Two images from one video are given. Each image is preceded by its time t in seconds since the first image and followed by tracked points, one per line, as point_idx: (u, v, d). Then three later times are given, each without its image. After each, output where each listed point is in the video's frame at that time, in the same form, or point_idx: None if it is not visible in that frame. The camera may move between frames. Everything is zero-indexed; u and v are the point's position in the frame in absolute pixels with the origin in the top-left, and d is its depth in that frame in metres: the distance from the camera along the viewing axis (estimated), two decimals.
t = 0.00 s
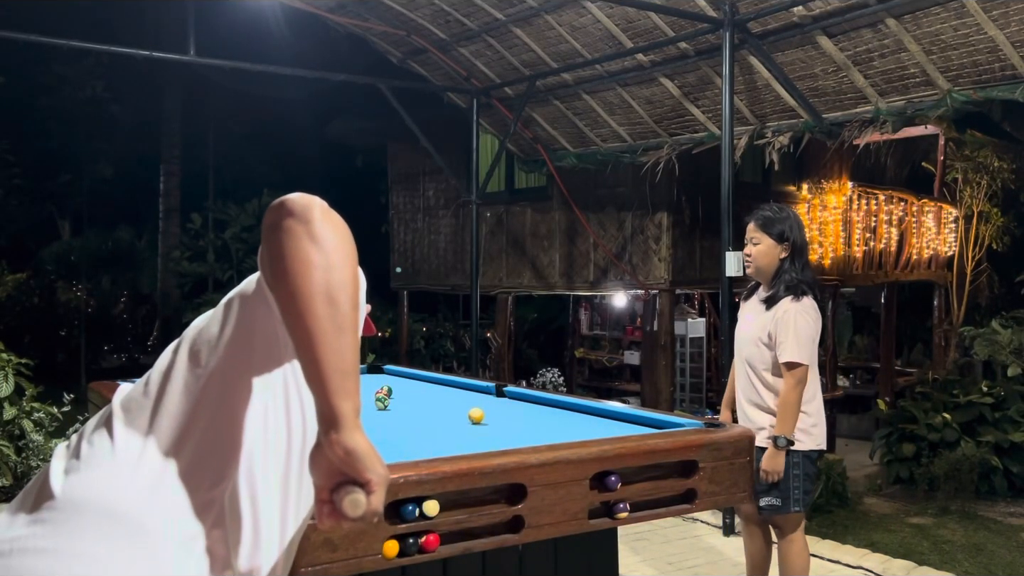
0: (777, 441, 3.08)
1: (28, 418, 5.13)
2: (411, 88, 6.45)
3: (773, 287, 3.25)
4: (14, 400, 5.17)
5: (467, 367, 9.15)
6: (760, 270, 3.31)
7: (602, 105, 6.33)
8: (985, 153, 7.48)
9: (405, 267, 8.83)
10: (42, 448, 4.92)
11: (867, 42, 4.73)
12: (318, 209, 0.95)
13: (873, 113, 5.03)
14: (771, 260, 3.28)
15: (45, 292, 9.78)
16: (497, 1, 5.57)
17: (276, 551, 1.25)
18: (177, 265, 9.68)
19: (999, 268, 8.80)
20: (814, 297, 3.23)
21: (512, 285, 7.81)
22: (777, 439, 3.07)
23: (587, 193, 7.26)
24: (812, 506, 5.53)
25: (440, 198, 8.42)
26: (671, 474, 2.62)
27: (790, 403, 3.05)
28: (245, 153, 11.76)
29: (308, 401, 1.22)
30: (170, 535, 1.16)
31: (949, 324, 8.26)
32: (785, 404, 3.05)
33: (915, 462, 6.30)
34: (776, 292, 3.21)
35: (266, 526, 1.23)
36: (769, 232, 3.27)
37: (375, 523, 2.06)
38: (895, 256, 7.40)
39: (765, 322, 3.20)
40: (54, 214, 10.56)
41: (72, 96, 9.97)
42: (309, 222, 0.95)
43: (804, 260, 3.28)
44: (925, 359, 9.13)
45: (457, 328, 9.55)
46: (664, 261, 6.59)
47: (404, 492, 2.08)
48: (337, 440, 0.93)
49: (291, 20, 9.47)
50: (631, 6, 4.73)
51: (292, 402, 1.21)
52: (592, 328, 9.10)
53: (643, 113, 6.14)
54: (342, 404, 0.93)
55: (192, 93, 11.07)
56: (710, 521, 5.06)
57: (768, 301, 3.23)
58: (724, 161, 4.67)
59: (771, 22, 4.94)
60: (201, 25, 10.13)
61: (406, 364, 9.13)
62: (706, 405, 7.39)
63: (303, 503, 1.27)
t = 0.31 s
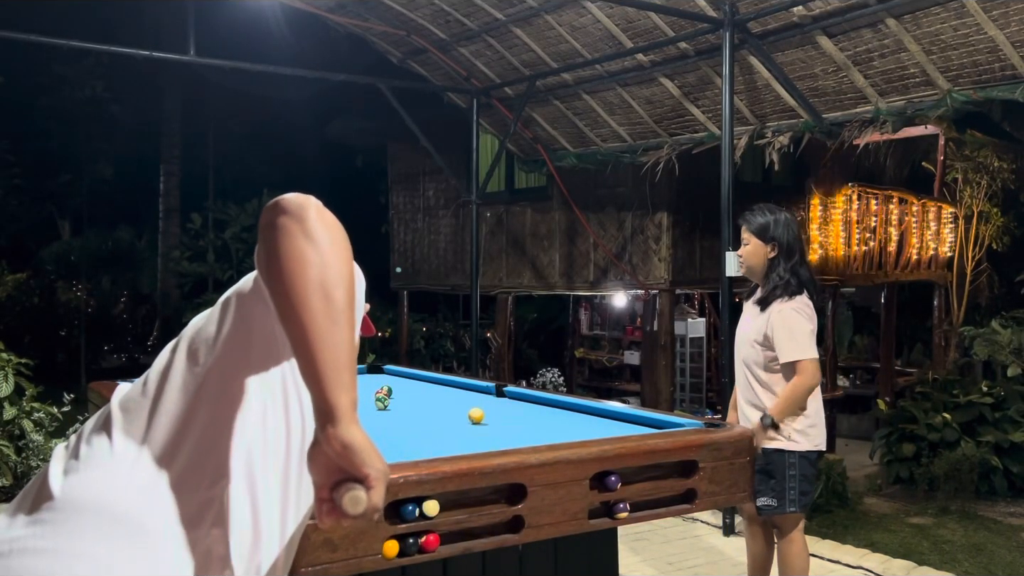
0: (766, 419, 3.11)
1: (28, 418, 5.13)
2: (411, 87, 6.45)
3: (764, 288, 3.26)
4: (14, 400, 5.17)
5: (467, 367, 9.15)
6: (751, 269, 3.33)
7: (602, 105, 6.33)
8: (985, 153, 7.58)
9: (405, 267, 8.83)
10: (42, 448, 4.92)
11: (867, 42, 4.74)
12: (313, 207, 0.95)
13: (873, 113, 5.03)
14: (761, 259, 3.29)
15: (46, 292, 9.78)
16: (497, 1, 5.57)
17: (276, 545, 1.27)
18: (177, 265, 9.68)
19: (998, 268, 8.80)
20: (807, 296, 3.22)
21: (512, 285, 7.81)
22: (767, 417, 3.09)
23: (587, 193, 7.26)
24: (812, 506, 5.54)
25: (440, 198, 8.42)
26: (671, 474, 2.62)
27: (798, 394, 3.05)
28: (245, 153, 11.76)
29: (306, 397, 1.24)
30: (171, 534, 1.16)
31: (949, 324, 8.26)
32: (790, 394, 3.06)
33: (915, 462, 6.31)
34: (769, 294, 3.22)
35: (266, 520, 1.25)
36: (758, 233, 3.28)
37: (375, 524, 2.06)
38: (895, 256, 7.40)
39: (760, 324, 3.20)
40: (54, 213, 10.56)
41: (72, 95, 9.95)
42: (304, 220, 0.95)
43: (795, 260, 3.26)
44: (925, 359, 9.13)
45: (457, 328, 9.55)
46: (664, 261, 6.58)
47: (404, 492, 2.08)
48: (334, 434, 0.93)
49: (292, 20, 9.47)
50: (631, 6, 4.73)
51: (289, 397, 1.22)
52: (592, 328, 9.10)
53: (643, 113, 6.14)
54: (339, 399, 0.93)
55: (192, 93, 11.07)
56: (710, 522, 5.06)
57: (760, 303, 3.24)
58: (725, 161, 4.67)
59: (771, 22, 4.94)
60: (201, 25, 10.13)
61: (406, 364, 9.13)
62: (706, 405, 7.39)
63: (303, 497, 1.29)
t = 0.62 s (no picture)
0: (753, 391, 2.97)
1: (28, 418, 5.13)
2: (411, 87, 6.45)
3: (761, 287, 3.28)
4: (14, 400, 5.17)
5: (468, 367, 9.15)
6: (749, 268, 3.35)
7: (602, 105, 6.33)
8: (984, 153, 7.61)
9: (405, 267, 8.83)
10: (42, 448, 4.92)
11: (867, 42, 4.74)
12: (310, 189, 1.04)
13: (873, 113, 5.03)
14: (758, 258, 3.31)
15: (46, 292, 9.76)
16: (497, 1, 5.57)
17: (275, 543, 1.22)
18: (177, 265, 9.67)
19: (998, 268, 8.79)
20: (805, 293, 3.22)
21: (512, 285, 7.81)
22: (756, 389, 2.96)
23: (587, 192, 7.27)
24: (812, 506, 5.54)
25: (440, 198, 8.42)
26: (671, 474, 2.62)
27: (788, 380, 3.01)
28: (245, 153, 11.76)
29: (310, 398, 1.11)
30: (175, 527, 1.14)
31: (949, 323, 8.25)
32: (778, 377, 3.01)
33: (915, 462, 6.30)
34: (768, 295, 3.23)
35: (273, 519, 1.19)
36: (755, 231, 3.28)
37: (375, 524, 2.05)
38: (895, 256, 7.40)
39: (761, 324, 3.23)
40: (54, 214, 10.55)
41: (72, 95, 9.94)
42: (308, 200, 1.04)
43: (792, 259, 3.26)
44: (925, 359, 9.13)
45: (457, 328, 9.55)
46: (664, 261, 6.58)
47: (404, 492, 2.08)
48: (331, 387, 0.99)
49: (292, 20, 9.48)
50: (630, 6, 4.73)
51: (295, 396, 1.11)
52: (592, 328, 9.10)
53: (643, 113, 6.14)
54: (335, 354, 0.99)
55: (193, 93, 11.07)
56: (710, 522, 5.06)
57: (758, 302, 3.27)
58: (725, 161, 4.67)
59: (771, 22, 4.93)
60: (201, 25, 10.13)
61: (406, 364, 9.12)
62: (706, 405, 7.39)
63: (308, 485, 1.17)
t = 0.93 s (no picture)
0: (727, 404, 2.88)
1: (28, 418, 5.15)
2: (411, 87, 6.44)
3: (746, 287, 3.30)
4: (14, 400, 5.18)
5: (467, 367, 9.15)
6: (739, 267, 3.37)
7: (602, 105, 6.33)
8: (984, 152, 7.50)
9: (405, 267, 8.83)
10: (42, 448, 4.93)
11: (867, 42, 4.74)
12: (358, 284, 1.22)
13: (873, 113, 5.03)
14: (748, 258, 3.32)
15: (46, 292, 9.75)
16: (496, 1, 5.58)
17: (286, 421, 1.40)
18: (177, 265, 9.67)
19: (998, 268, 8.79)
20: (791, 292, 3.22)
21: (512, 285, 7.80)
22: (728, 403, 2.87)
23: (587, 192, 7.27)
24: (812, 506, 5.54)
25: (440, 198, 8.42)
26: (671, 474, 2.63)
27: (755, 378, 3.02)
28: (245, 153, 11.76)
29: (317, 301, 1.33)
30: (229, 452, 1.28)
31: (949, 323, 8.24)
32: (746, 378, 3.02)
33: (915, 462, 6.30)
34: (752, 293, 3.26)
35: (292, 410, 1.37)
36: (743, 231, 3.28)
37: (374, 524, 2.05)
38: (895, 256, 7.40)
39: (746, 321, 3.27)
40: (54, 214, 10.54)
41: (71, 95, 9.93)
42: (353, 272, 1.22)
43: (780, 259, 3.26)
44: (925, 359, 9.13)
45: (456, 328, 9.56)
46: (664, 261, 6.58)
47: (404, 492, 2.08)
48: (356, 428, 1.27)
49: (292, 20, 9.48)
50: (630, 6, 4.73)
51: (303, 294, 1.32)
52: (592, 328, 9.10)
53: (643, 113, 6.14)
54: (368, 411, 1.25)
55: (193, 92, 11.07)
56: (709, 521, 5.06)
57: (744, 302, 3.31)
58: (725, 161, 4.67)
59: (771, 22, 4.93)
60: (201, 25, 10.13)
61: (406, 364, 9.12)
62: (706, 405, 7.39)
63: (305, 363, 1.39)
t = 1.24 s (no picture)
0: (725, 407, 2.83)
1: (29, 418, 5.16)
2: (411, 87, 6.44)
3: (735, 286, 3.31)
4: (14, 400, 5.19)
5: (467, 367, 9.15)
6: (727, 266, 3.39)
7: (602, 105, 6.33)
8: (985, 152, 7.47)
9: (405, 267, 8.82)
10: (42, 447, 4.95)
11: (867, 42, 4.73)
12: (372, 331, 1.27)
13: (873, 113, 5.03)
14: (734, 258, 3.34)
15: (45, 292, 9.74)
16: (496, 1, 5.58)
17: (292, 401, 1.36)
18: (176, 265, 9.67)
19: (998, 268, 8.78)
20: (780, 290, 3.23)
21: (512, 285, 7.80)
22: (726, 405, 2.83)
23: (587, 192, 7.27)
24: (811, 506, 5.53)
25: (440, 198, 8.42)
26: (671, 474, 2.62)
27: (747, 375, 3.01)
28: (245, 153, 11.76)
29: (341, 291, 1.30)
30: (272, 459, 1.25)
31: (949, 323, 8.24)
32: (740, 379, 3.01)
33: (915, 462, 6.29)
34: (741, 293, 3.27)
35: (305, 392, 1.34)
36: (730, 231, 3.31)
37: (375, 524, 2.05)
38: (895, 256, 7.40)
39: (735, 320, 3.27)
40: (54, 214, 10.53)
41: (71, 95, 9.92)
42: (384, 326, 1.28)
43: (766, 257, 3.27)
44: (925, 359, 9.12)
45: (456, 328, 9.56)
46: (664, 261, 6.58)
47: (404, 492, 2.08)
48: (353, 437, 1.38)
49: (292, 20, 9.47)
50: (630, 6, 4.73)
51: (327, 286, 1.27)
52: (592, 328, 9.10)
53: (643, 113, 6.14)
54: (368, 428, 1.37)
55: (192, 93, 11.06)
56: (710, 522, 5.06)
57: (733, 302, 3.31)
58: (724, 161, 4.67)
59: (771, 22, 4.93)
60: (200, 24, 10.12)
61: (406, 364, 9.10)
62: (706, 405, 7.38)
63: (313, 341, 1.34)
